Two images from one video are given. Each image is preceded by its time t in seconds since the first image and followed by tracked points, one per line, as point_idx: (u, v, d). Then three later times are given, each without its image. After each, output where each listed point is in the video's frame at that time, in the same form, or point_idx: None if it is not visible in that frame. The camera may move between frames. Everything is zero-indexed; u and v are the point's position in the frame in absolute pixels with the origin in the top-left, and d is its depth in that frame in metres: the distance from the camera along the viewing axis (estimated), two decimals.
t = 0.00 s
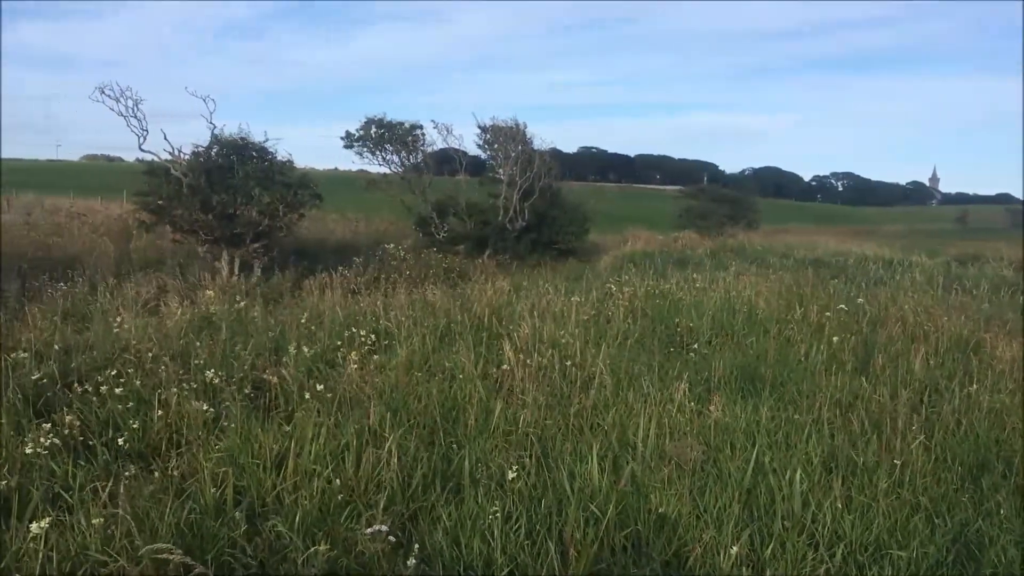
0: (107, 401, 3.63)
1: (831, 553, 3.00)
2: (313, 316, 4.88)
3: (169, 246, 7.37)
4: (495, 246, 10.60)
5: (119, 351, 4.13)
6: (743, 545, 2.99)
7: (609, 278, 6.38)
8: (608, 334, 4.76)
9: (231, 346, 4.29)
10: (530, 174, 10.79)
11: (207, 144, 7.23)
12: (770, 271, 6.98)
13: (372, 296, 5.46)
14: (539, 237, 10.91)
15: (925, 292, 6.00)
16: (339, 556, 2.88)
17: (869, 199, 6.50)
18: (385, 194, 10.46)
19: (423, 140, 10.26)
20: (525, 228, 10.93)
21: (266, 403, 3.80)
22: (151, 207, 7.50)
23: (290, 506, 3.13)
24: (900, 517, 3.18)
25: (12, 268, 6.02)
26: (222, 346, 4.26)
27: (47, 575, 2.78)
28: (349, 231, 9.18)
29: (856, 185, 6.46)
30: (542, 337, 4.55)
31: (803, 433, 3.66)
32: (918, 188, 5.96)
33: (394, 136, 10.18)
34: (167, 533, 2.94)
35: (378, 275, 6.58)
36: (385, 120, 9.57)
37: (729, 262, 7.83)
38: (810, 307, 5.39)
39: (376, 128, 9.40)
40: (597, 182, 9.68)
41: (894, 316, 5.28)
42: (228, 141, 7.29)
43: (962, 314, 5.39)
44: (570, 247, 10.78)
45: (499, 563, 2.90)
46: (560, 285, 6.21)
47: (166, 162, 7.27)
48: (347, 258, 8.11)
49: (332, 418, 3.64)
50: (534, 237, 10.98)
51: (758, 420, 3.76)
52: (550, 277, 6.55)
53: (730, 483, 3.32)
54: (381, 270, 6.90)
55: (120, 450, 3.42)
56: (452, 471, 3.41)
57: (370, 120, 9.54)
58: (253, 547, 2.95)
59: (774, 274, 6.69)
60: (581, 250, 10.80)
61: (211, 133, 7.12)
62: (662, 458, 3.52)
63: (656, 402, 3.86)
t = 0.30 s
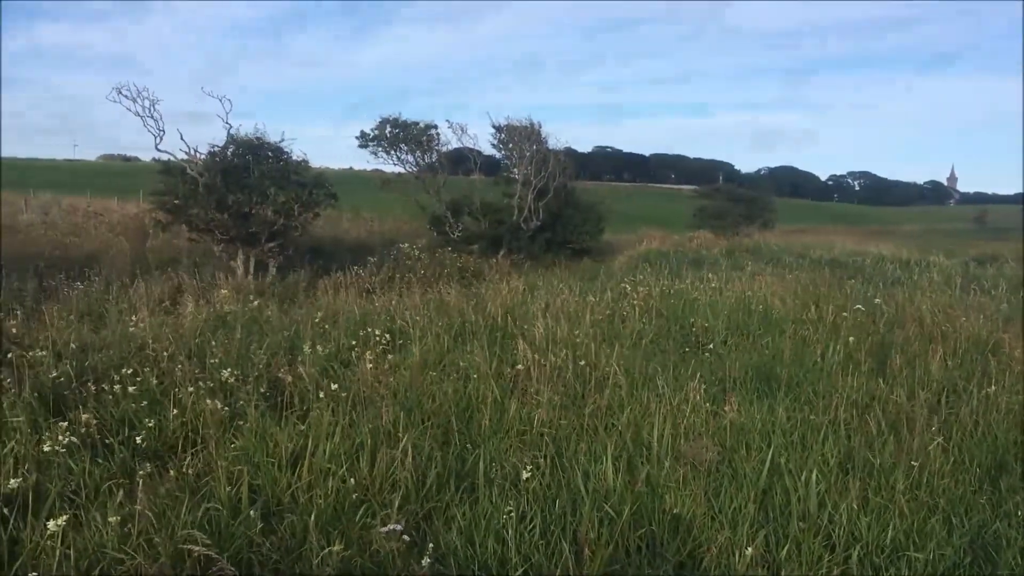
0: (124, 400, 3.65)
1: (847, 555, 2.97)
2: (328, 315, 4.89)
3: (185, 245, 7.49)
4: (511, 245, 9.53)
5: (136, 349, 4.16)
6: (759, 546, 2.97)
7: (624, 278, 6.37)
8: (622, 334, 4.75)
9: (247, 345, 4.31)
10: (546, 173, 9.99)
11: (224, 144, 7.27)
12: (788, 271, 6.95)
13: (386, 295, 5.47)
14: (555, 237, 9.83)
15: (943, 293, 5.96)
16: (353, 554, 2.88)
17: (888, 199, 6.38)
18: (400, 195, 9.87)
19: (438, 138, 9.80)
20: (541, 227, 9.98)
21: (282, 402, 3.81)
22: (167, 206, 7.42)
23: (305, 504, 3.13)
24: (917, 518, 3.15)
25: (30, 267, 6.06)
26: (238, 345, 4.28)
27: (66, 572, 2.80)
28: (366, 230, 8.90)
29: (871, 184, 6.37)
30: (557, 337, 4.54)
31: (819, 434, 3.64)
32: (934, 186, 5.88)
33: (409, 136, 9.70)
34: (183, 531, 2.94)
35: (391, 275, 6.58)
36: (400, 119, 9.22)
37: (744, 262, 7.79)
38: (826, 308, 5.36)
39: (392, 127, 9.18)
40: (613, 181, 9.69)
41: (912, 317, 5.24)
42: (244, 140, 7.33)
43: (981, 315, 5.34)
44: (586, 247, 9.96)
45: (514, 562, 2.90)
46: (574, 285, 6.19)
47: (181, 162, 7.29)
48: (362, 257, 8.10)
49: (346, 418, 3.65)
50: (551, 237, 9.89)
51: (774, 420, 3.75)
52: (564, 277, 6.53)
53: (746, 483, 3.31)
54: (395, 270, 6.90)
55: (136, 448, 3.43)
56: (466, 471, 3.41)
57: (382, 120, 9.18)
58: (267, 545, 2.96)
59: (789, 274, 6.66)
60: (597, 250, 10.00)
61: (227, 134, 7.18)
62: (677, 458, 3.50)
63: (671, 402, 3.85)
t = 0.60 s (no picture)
0: (136, 399, 3.67)
1: (858, 556, 2.97)
2: (339, 314, 4.90)
3: (197, 244, 7.54)
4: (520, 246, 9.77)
5: (147, 348, 4.18)
6: (769, 547, 2.97)
7: (634, 278, 6.36)
8: (632, 334, 4.75)
9: (258, 344, 4.32)
10: (557, 174, 9.73)
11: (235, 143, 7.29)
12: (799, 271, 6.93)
13: (395, 295, 5.48)
14: (564, 237, 10.03)
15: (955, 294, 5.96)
16: (364, 553, 2.89)
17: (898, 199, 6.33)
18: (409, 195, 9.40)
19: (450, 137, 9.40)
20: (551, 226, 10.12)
21: (292, 401, 3.83)
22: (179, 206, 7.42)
23: (315, 503, 3.14)
24: (928, 519, 3.14)
25: (42, 267, 6.09)
26: (250, 344, 4.29)
27: (79, 570, 2.81)
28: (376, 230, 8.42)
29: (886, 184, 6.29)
30: (567, 337, 4.54)
31: (830, 434, 3.64)
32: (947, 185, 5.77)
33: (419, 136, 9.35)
34: (195, 530, 2.96)
35: (402, 275, 6.59)
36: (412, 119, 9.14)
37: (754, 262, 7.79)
38: (836, 308, 5.34)
39: (403, 127, 9.09)
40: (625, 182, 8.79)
41: (924, 318, 5.23)
42: (255, 140, 7.34)
43: (993, 315, 5.33)
44: (597, 246, 10.02)
45: (524, 562, 2.90)
46: (585, 284, 6.19)
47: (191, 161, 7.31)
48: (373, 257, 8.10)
49: (355, 418, 3.65)
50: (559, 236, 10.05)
51: (785, 421, 3.74)
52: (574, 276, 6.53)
53: (756, 483, 3.30)
54: (406, 270, 6.92)
55: (148, 447, 3.45)
56: (476, 470, 3.41)
57: (396, 120, 9.02)
58: (279, 545, 2.97)
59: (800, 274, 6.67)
60: (608, 249, 10.03)
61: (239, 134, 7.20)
62: (687, 458, 3.49)
63: (682, 402, 3.84)
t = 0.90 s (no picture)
0: (148, 398, 3.68)
1: (869, 557, 2.96)
2: (349, 314, 4.90)
3: (208, 245, 7.57)
4: (531, 246, 9.41)
5: (159, 348, 4.19)
6: (780, 548, 2.96)
7: (645, 278, 6.35)
8: (643, 334, 4.75)
9: (269, 344, 4.33)
10: (567, 174, 9.56)
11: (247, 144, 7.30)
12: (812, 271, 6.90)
13: (405, 295, 5.48)
14: (575, 237, 9.62)
15: (968, 295, 5.95)
16: (374, 552, 2.89)
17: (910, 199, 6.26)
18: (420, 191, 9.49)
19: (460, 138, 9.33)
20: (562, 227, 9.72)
21: (303, 401, 3.83)
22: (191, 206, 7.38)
23: (326, 503, 3.15)
24: (940, 521, 3.13)
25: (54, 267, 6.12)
26: (261, 343, 4.30)
27: (91, 569, 2.82)
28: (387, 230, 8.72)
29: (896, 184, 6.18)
30: (577, 337, 4.54)
31: (841, 435, 3.63)
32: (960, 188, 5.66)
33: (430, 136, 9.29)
34: (206, 529, 2.97)
35: (412, 275, 6.60)
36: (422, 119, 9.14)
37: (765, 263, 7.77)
38: (848, 309, 5.32)
39: (413, 127, 9.09)
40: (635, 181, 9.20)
41: (937, 318, 5.21)
42: (267, 141, 7.36)
43: (1006, 316, 5.31)
44: (607, 247, 9.76)
45: (534, 562, 2.90)
46: (595, 285, 6.19)
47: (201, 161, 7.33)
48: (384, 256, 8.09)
49: (365, 417, 3.66)
50: (571, 236, 9.62)
51: (796, 421, 3.73)
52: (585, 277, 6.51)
53: (767, 484, 3.30)
54: (416, 270, 6.93)
55: (160, 446, 3.46)
56: (487, 470, 3.42)
57: (406, 120, 9.05)
58: (289, 544, 2.97)
59: (811, 274, 6.66)
60: (616, 249, 9.85)
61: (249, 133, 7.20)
62: (698, 459, 3.49)
63: (692, 402, 3.84)
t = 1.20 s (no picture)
0: (163, 397, 3.70)
1: (883, 559, 2.94)
2: (362, 314, 4.91)
3: (221, 245, 7.60)
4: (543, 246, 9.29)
5: (174, 347, 4.21)
6: (793, 549, 2.95)
7: (658, 279, 6.34)
8: (655, 335, 4.75)
9: (282, 344, 4.34)
10: (578, 175, 9.36)
11: (260, 145, 7.27)
12: (828, 272, 6.87)
13: (418, 295, 5.50)
14: (589, 237, 9.48)
15: (984, 295, 5.92)
16: (387, 551, 2.89)
17: (925, 199, 6.20)
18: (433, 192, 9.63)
19: (473, 139, 9.19)
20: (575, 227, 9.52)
21: (316, 401, 3.85)
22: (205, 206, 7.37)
23: (339, 502, 3.16)
24: (955, 523, 3.11)
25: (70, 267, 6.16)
26: (275, 343, 4.31)
27: (106, 567, 2.83)
28: (399, 230, 9.00)
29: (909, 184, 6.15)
30: (590, 338, 4.54)
31: (855, 436, 3.62)
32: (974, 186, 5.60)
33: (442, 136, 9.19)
34: (220, 528, 2.98)
35: (425, 275, 6.61)
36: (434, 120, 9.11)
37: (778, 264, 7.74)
38: (862, 310, 5.29)
39: (425, 127, 9.05)
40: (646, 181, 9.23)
41: (953, 319, 5.18)
42: (281, 141, 7.37)
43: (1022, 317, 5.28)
44: (620, 248, 9.52)
45: (547, 562, 2.89)
46: (607, 285, 6.19)
47: (214, 162, 7.35)
48: (397, 257, 8.11)
49: (378, 418, 3.67)
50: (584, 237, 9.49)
51: (809, 422, 3.72)
52: (598, 277, 6.50)
53: (781, 485, 3.28)
54: (429, 270, 6.95)
55: (174, 446, 3.48)
56: (500, 470, 3.42)
57: (419, 121, 9.02)
58: (302, 543, 2.98)
59: (826, 275, 6.64)
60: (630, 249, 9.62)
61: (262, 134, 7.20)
62: (711, 461, 3.47)
63: (706, 403, 3.82)
